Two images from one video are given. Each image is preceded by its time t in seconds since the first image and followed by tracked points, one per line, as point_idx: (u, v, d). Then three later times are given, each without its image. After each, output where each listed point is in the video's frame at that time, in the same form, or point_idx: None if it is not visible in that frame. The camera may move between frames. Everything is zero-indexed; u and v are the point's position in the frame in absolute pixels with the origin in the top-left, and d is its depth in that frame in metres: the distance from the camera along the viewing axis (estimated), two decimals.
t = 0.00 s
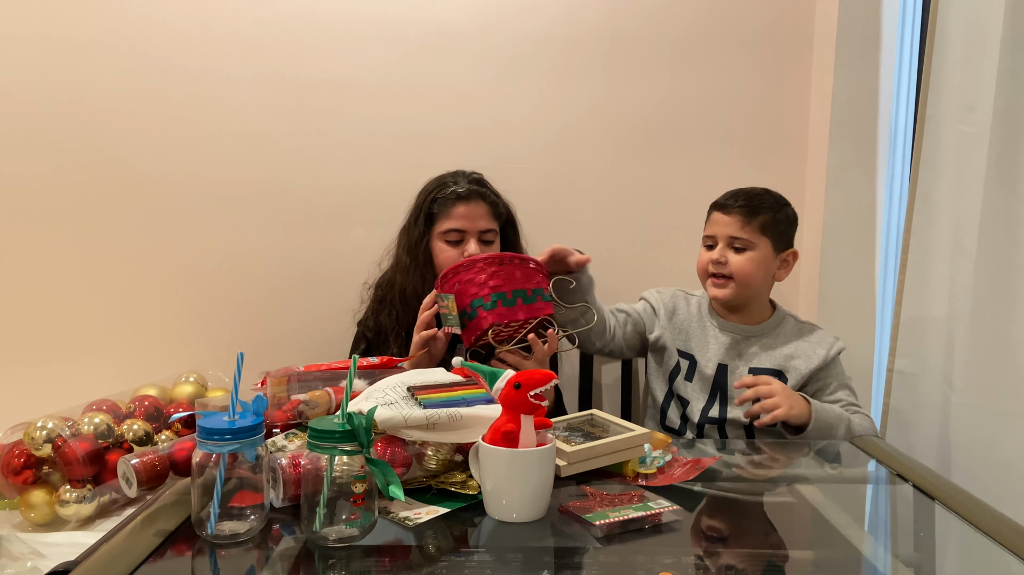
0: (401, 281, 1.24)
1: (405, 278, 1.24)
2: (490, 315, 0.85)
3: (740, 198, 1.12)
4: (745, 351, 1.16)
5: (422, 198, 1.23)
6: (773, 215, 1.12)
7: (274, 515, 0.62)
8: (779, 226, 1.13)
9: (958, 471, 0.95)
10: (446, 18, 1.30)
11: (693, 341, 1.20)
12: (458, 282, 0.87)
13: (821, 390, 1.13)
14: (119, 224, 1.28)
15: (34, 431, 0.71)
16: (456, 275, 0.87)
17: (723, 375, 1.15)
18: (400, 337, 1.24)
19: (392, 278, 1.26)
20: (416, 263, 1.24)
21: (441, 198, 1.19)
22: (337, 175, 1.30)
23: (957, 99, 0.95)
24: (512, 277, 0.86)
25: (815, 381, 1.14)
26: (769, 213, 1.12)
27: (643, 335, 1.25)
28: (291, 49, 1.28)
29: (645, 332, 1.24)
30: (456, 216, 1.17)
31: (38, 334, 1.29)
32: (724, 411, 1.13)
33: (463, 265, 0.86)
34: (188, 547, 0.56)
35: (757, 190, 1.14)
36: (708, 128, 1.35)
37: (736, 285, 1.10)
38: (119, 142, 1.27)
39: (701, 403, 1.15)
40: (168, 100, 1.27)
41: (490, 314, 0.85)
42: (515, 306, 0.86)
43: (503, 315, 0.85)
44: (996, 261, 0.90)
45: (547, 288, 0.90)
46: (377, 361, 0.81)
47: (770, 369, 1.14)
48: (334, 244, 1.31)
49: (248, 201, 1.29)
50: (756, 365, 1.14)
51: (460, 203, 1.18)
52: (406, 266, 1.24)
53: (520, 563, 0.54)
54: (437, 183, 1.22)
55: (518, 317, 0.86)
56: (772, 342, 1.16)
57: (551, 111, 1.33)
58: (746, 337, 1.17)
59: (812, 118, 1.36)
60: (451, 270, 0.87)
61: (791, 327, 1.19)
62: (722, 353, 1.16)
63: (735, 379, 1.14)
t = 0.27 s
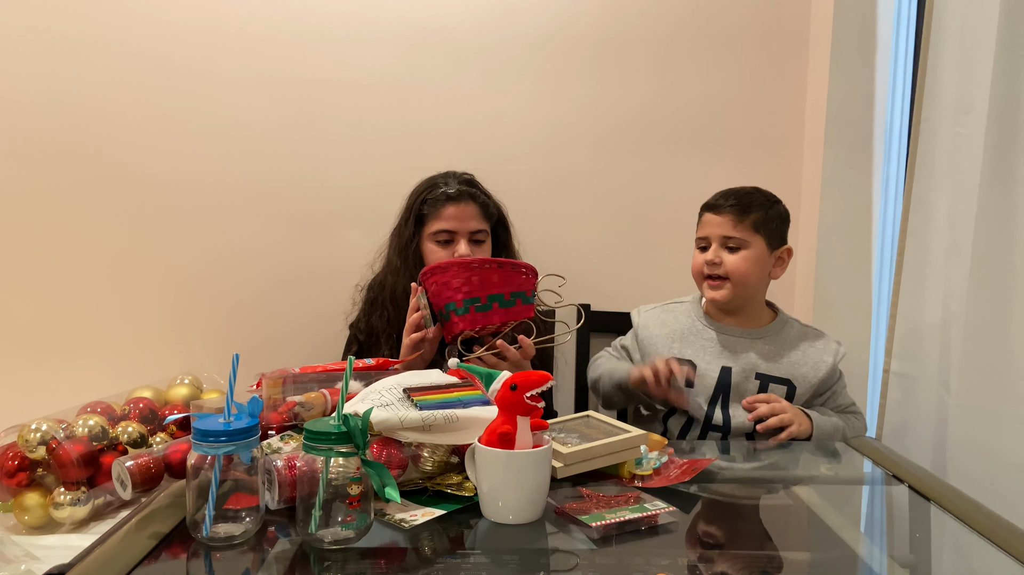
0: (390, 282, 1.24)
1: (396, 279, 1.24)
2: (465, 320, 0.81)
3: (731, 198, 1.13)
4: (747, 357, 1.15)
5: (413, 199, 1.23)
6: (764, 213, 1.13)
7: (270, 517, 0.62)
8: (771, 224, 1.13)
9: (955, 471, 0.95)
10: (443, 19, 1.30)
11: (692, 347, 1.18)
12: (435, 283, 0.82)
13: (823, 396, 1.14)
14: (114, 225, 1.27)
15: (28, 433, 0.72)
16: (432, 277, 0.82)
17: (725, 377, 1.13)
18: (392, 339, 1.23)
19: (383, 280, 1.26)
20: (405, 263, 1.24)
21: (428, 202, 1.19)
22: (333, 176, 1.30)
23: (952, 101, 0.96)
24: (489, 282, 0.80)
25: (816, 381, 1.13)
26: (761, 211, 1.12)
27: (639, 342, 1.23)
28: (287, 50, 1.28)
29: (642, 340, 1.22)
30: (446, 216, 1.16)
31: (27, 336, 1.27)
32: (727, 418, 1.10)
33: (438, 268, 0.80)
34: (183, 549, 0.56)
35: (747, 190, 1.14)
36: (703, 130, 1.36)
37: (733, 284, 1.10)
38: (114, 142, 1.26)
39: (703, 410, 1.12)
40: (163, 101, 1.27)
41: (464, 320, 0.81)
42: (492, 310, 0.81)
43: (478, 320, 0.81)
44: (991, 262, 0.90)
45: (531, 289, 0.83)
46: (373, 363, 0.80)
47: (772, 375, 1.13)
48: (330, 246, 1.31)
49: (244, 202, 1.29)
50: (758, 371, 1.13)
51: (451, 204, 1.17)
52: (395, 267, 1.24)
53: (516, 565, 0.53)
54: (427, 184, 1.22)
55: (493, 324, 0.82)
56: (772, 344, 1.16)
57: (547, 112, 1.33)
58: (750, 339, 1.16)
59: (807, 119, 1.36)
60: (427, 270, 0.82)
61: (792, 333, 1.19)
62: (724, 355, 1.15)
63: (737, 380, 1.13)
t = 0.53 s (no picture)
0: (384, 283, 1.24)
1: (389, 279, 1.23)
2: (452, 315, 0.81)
3: (719, 202, 1.13)
4: (739, 361, 1.15)
5: (407, 200, 1.23)
6: (754, 217, 1.13)
7: (264, 519, 0.61)
8: (761, 226, 1.14)
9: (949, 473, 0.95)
10: (439, 20, 1.30)
11: (683, 353, 1.17)
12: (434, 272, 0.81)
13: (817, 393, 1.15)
14: (108, 226, 1.27)
15: (21, 435, 0.71)
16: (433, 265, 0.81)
17: (719, 384, 1.13)
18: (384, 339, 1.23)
19: (376, 281, 1.26)
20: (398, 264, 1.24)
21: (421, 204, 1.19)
22: (329, 177, 1.30)
23: (946, 103, 0.96)
24: (483, 282, 0.80)
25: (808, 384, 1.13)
26: (750, 214, 1.13)
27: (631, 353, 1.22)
28: (283, 50, 1.28)
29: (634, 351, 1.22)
30: (439, 217, 1.17)
31: (21, 338, 1.26)
32: (724, 424, 1.11)
33: (443, 257, 0.79)
34: (176, 552, 0.56)
35: (735, 192, 1.15)
36: (699, 132, 1.36)
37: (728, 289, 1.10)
38: (109, 143, 1.26)
39: (699, 418, 1.13)
40: (158, 102, 1.26)
41: (450, 314, 0.81)
42: (479, 310, 0.81)
43: (464, 318, 0.81)
44: (985, 264, 0.91)
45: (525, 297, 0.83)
46: (368, 365, 0.80)
47: (765, 376, 1.13)
48: (325, 247, 1.31)
49: (239, 203, 1.29)
50: (751, 374, 1.13)
51: (444, 205, 1.18)
52: (389, 268, 1.23)
53: (511, 566, 0.53)
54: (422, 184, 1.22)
55: (477, 321, 0.82)
56: (763, 348, 1.16)
57: (543, 114, 1.33)
58: (742, 342, 1.16)
59: (802, 121, 1.37)
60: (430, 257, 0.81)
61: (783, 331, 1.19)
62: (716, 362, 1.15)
63: (731, 386, 1.13)
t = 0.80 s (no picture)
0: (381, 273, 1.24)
1: (387, 270, 1.23)
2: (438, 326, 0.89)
3: (709, 200, 1.13)
4: (731, 362, 1.15)
5: (410, 195, 1.23)
6: (743, 213, 1.13)
7: (262, 519, 0.61)
8: (750, 224, 1.14)
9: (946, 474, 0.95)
10: (437, 20, 1.30)
11: (675, 354, 1.17)
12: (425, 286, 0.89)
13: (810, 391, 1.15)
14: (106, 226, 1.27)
15: (18, 435, 0.70)
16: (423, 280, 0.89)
17: (711, 385, 1.14)
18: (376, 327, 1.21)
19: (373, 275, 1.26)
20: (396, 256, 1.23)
21: (427, 197, 1.19)
22: (327, 177, 1.30)
23: (944, 104, 0.96)
24: (459, 296, 0.88)
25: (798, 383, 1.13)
26: (739, 211, 1.13)
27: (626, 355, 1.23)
28: (281, 50, 1.28)
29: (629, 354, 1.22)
30: (444, 210, 1.17)
31: (18, 338, 1.26)
32: (718, 424, 1.12)
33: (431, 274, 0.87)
34: (174, 552, 0.56)
35: (724, 191, 1.15)
36: (697, 132, 1.36)
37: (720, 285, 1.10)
38: (106, 143, 1.26)
39: (693, 419, 1.13)
40: (156, 102, 1.26)
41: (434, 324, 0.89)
42: (457, 324, 0.89)
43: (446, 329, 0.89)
44: (981, 264, 0.91)
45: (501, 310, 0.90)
46: (366, 365, 0.80)
47: (758, 376, 1.13)
48: (323, 247, 1.31)
49: (237, 203, 1.29)
50: (743, 374, 1.13)
51: (449, 199, 1.18)
52: (388, 259, 1.23)
53: (510, 566, 0.53)
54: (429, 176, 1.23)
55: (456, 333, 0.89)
56: (756, 347, 1.16)
57: (541, 114, 1.33)
58: (734, 341, 1.16)
59: (799, 122, 1.37)
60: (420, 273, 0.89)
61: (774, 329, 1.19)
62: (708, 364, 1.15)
63: (724, 386, 1.13)
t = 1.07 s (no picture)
0: (387, 267, 1.23)
1: (394, 264, 1.23)
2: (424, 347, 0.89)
3: (698, 201, 1.13)
4: (727, 364, 1.15)
5: (417, 191, 1.23)
6: (732, 214, 1.13)
7: (259, 521, 0.61)
8: (739, 224, 1.14)
9: (944, 475, 0.95)
10: (434, 21, 1.30)
11: (672, 357, 1.18)
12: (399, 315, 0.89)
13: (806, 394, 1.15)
14: (103, 228, 1.26)
15: (15, 436, 0.70)
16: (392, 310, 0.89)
17: (707, 389, 1.14)
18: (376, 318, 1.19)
19: (380, 270, 1.25)
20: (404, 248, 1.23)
21: (441, 193, 1.20)
22: (325, 179, 1.30)
23: (942, 105, 0.97)
24: (431, 316, 0.88)
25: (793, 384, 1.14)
26: (728, 211, 1.13)
27: (619, 359, 1.23)
28: (278, 52, 1.28)
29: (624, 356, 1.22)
30: (458, 208, 1.19)
31: (16, 339, 1.26)
32: (714, 427, 1.12)
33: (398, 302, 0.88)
34: (172, 553, 0.56)
35: (711, 192, 1.15)
36: (694, 134, 1.36)
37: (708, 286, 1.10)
38: (104, 145, 1.26)
39: (689, 421, 1.13)
40: (154, 103, 1.26)
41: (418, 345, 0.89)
42: (434, 343, 0.89)
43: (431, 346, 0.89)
44: (979, 265, 0.91)
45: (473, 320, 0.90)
46: (363, 367, 0.80)
47: (754, 378, 1.13)
48: (321, 249, 1.31)
49: (235, 205, 1.29)
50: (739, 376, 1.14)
51: (463, 196, 1.20)
52: (396, 253, 1.22)
53: (507, 568, 0.53)
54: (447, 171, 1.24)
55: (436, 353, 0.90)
56: (749, 351, 1.16)
57: (539, 116, 1.33)
58: (729, 345, 1.16)
59: (797, 124, 1.37)
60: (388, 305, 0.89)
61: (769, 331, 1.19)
62: (704, 366, 1.15)
63: (720, 389, 1.13)
